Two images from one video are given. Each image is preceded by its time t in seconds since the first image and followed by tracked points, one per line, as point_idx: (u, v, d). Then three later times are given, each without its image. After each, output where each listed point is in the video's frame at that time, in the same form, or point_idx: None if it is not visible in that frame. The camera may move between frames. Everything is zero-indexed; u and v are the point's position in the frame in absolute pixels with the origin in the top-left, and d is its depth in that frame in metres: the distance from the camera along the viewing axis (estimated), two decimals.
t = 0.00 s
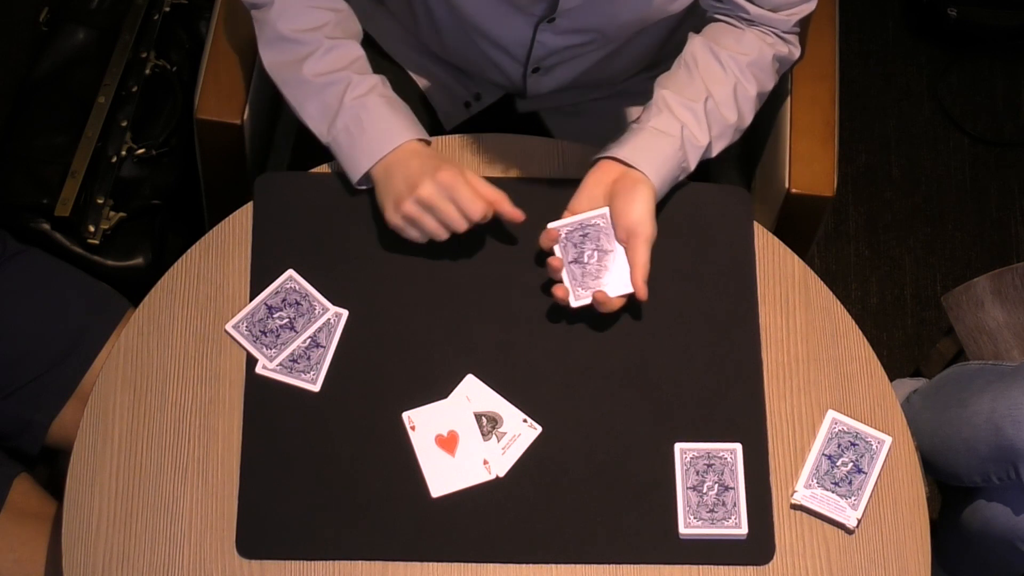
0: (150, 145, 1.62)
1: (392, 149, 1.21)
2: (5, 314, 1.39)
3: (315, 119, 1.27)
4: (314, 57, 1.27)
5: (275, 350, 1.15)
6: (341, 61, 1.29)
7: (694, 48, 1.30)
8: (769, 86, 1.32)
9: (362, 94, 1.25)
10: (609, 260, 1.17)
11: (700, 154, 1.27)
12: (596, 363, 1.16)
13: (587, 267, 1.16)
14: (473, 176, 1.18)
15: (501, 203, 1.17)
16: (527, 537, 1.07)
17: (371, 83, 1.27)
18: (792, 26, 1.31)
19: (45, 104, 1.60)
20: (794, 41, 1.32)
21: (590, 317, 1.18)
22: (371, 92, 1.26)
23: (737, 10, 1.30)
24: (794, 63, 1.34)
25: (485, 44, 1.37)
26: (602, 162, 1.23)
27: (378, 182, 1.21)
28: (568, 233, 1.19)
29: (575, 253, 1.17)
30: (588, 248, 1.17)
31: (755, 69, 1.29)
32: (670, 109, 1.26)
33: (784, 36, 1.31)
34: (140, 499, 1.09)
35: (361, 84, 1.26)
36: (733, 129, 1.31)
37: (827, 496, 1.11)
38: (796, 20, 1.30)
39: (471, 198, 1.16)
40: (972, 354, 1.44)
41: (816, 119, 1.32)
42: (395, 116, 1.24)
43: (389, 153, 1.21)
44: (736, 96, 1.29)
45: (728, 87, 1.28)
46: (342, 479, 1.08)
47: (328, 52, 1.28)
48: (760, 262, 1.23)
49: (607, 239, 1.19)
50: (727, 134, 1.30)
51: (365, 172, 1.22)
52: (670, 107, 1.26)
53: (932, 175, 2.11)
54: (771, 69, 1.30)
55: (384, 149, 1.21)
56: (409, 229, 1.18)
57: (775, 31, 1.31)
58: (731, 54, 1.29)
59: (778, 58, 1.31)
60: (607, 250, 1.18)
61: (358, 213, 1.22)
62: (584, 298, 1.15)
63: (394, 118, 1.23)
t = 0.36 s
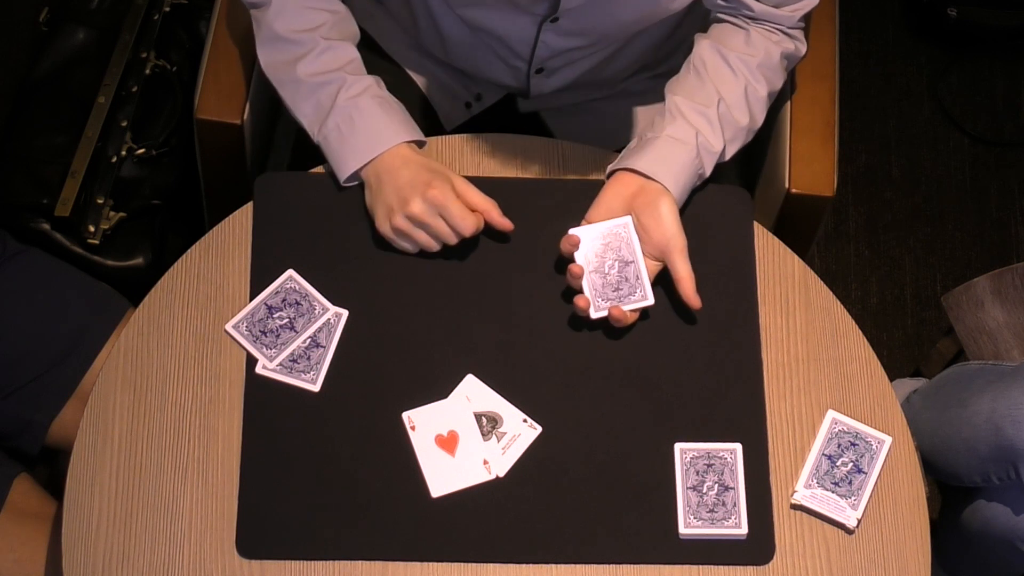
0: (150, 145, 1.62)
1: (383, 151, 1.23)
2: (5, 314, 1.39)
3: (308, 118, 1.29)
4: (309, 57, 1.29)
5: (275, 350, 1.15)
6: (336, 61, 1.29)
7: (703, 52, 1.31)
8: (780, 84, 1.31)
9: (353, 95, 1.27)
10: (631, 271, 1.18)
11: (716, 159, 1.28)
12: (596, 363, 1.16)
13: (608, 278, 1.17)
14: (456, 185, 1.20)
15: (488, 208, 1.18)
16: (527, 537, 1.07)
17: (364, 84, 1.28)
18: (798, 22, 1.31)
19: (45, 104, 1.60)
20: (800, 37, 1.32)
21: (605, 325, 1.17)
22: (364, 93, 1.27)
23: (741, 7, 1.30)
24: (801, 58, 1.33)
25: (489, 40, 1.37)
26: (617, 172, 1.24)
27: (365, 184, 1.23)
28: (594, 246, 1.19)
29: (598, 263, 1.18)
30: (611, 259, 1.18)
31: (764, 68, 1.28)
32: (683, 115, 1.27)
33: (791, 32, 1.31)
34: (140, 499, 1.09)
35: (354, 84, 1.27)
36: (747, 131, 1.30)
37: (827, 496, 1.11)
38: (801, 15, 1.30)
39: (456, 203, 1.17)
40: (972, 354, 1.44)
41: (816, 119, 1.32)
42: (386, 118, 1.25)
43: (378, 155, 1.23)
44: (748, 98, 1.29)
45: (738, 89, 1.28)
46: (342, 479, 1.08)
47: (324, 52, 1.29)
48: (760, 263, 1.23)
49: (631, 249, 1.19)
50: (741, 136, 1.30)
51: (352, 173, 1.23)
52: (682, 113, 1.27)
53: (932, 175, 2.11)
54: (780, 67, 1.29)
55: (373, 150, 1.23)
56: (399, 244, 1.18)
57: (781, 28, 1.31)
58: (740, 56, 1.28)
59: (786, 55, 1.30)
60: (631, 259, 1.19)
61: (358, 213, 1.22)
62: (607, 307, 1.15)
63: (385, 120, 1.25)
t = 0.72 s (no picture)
0: (150, 145, 1.62)
1: (392, 147, 1.22)
2: (5, 314, 1.39)
3: (315, 119, 1.27)
4: (314, 57, 1.27)
5: (275, 350, 1.15)
6: (340, 60, 1.28)
7: (701, 50, 1.31)
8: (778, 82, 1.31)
9: (360, 94, 1.25)
10: (619, 267, 1.18)
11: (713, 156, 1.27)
12: (596, 363, 1.16)
13: (597, 274, 1.17)
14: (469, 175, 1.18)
15: (503, 198, 1.15)
16: (527, 537, 1.07)
17: (369, 82, 1.27)
18: (795, 21, 1.31)
19: (45, 104, 1.60)
20: (798, 35, 1.32)
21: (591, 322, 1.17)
22: (370, 91, 1.26)
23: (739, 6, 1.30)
24: (799, 56, 1.34)
25: (489, 39, 1.37)
26: (615, 170, 1.24)
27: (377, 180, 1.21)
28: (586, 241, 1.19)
29: (586, 259, 1.17)
30: (599, 255, 1.18)
31: (762, 66, 1.29)
32: (680, 113, 1.27)
33: (788, 31, 1.32)
34: (140, 499, 1.09)
35: (360, 83, 1.26)
36: (745, 129, 1.30)
37: (827, 496, 1.11)
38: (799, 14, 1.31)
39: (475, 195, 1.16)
40: (972, 354, 1.44)
41: (815, 118, 1.32)
42: (395, 115, 1.24)
43: (388, 151, 1.22)
44: (745, 96, 1.29)
45: (736, 87, 1.28)
46: (342, 479, 1.08)
47: (327, 51, 1.28)
48: (761, 263, 1.23)
49: (618, 245, 1.19)
50: (739, 133, 1.30)
51: (365, 168, 1.22)
52: (679, 111, 1.27)
53: (932, 175, 2.11)
54: (778, 65, 1.30)
55: (384, 146, 1.22)
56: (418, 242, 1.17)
57: (778, 27, 1.31)
58: (737, 54, 1.29)
59: (784, 54, 1.31)
60: (618, 256, 1.18)
61: (358, 213, 1.22)
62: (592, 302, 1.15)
63: (393, 116, 1.24)
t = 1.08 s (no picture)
0: (150, 145, 1.62)
1: (428, 161, 1.17)
2: (5, 314, 1.39)
3: (347, 144, 1.21)
4: (337, 78, 1.22)
5: (275, 350, 1.15)
6: (364, 78, 1.23)
7: (687, 44, 1.30)
8: (763, 83, 1.31)
9: (390, 108, 1.20)
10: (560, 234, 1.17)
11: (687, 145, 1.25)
12: (596, 362, 1.16)
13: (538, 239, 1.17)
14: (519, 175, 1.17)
15: (553, 182, 1.17)
16: (527, 537, 1.07)
17: (396, 96, 1.22)
18: (789, 22, 1.31)
19: (45, 104, 1.60)
20: (790, 39, 1.32)
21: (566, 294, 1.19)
22: (399, 104, 1.21)
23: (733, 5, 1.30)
24: (790, 61, 1.34)
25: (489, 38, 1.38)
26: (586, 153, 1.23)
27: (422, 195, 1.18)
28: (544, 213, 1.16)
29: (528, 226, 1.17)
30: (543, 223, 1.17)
31: (747, 64, 1.28)
32: (658, 101, 1.25)
33: (780, 32, 1.31)
34: (140, 499, 1.09)
35: (387, 97, 1.21)
36: (726, 125, 1.29)
37: (827, 496, 1.11)
38: (793, 16, 1.30)
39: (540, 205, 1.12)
40: (972, 354, 1.44)
41: (815, 118, 1.32)
42: (427, 125, 1.19)
43: (427, 164, 1.17)
44: (728, 91, 1.28)
45: (720, 82, 1.27)
46: (342, 479, 1.08)
47: (348, 71, 1.23)
48: (761, 263, 1.23)
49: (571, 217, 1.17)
50: (719, 127, 1.28)
51: (406, 186, 1.18)
52: (657, 100, 1.25)
53: (931, 175, 2.11)
54: (764, 66, 1.30)
55: (423, 159, 1.17)
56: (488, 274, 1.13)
57: (770, 27, 1.31)
58: (724, 50, 1.28)
59: (773, 55, 1.31)
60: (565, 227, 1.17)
61: (359, 213, 1.22)
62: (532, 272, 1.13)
63: (425, 126, 1.18)
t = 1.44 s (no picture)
0: (150, 145, 1.62)
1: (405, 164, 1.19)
2: (5, 314, 1.39)
3: (328, 143, 1.24)
4: (324, 78, 1.25)
5: (275, 351, 1.15)
6: (350, 79, 1.26)
7: (701, 44, 1.31)
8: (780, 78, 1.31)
9: (372, 112, 1.23)
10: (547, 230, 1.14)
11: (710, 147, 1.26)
12: (596, 362, 1.16)
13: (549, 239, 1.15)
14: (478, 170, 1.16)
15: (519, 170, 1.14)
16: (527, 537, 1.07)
17: (380, 100, 1.24)
18: (800, 16, 1.32)
19: (45, 104, 1.60)
20: (802, 32, 1.33)
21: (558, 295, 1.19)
22: (381, 109, 1.23)
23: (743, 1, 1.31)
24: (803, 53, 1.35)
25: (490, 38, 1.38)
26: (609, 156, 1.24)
27: (396, 196, 1.19)
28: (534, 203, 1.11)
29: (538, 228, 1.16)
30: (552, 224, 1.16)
31: (762, 60, 1.29)
32: (677, 104, 1.26)
33: (792, 26, 1.32)
34: (140, 499, 1.09)
35: (371, 101, 1.23)
36: (745, 122, 1.29)
37: (827, 496, 1.11)
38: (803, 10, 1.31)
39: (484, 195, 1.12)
40: (972, 354, 1.44)
41: (815, 118, 1.32)
42: (407, 131, 1.21)
43: (403, 168, 1.19)
44: (745, 89, 1.28)
45: (736, 79, 1.28)
46: (342, 479, 1.08)
47: (337, 71, 1.26)
48: (760, 263, 1.23)
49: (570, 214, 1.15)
50: (738, 125, 1.28)
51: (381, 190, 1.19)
52: (676, 103, 1.26)
53: (932, 175, 2.11)
54: (780, 59, 1.30)
55: (397, 165, 1.19)
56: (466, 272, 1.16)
57: (782, 22, 1.32)
58: (738, 48, 1.29)
59: (787, 49, 1.31)
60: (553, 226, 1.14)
61: (358, 213, 1.22)
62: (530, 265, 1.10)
63: (406, 132, 1.21)
